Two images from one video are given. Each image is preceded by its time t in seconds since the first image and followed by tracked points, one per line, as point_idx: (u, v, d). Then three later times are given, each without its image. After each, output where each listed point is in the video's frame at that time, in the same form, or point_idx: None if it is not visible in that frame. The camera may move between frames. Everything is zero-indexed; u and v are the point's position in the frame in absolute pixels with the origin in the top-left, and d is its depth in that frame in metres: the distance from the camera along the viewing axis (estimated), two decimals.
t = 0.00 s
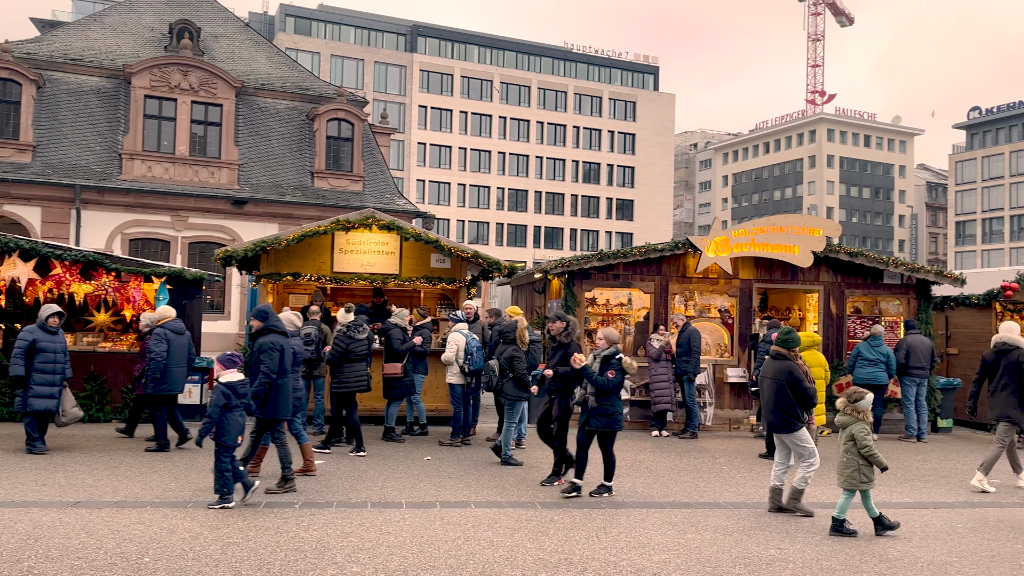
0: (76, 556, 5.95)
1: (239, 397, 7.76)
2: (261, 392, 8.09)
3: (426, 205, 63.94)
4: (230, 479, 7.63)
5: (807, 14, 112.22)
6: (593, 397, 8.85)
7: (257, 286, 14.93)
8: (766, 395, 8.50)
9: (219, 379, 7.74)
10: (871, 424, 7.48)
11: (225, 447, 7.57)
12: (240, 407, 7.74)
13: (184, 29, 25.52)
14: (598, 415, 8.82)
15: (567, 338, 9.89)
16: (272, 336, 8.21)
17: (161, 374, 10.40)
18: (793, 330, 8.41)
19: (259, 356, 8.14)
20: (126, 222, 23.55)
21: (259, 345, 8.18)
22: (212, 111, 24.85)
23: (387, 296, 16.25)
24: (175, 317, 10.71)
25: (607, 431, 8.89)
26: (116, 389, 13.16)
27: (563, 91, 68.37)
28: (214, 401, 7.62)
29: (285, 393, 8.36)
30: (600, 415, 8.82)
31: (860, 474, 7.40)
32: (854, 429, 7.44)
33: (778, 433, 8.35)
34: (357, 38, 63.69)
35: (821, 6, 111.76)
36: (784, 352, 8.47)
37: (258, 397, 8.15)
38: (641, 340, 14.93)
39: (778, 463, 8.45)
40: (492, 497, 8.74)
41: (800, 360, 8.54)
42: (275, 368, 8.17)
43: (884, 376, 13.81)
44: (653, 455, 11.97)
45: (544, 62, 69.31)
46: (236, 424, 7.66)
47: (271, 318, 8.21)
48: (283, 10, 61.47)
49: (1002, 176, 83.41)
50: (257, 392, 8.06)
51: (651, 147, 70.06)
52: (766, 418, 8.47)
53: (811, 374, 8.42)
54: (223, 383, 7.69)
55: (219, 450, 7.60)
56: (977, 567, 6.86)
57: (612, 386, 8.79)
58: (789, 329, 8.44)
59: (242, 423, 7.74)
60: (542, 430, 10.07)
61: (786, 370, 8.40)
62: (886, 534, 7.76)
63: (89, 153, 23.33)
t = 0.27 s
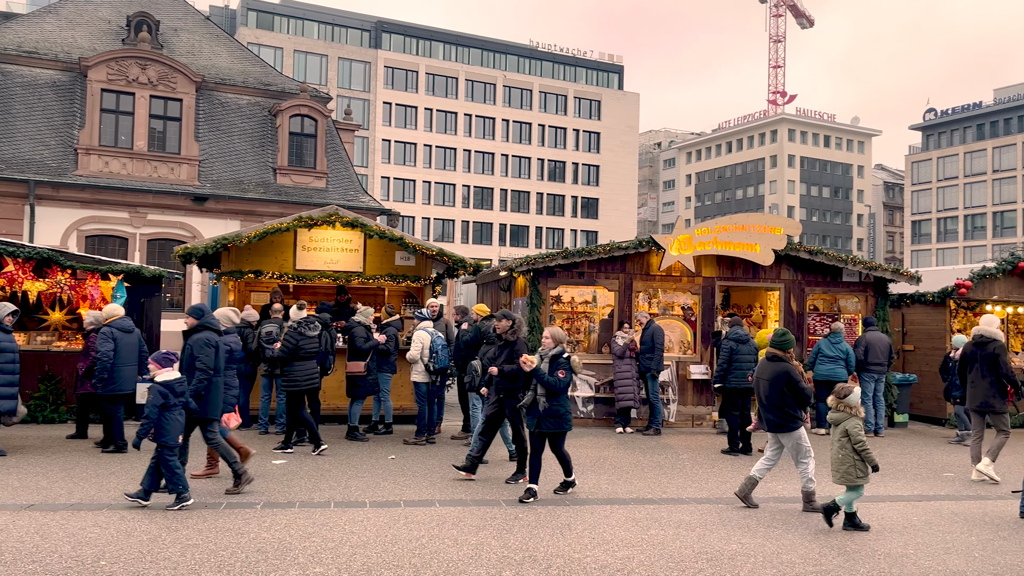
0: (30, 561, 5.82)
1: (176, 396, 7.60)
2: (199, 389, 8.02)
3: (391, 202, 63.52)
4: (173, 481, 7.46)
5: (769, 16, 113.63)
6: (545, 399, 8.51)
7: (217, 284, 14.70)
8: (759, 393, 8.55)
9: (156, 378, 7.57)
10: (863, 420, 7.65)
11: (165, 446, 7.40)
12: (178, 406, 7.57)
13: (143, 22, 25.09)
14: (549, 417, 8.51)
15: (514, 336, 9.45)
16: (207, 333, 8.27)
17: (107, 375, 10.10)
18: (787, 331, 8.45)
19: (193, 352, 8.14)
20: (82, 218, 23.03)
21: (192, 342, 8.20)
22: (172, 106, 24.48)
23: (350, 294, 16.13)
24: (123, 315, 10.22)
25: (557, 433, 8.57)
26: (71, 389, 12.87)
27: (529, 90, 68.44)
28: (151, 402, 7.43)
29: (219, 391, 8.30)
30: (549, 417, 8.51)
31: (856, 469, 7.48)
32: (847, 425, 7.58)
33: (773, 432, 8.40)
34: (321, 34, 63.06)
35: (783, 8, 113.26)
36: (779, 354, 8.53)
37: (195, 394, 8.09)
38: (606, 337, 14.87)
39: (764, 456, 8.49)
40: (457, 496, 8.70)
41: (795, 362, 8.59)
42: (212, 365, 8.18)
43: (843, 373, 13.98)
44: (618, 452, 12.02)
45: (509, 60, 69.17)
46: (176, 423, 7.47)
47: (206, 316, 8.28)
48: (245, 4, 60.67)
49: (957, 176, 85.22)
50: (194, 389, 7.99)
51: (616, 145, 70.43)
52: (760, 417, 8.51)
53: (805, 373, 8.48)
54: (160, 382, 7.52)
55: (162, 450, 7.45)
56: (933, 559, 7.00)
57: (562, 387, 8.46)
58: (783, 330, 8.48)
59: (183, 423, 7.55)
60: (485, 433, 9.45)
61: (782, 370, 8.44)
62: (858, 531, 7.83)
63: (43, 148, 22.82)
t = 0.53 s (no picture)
0: None
1: (104, 398, 7.43)
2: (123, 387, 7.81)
3: (353, 200, 63.05)
4: (96, 483, 7.27)
5: (729, 18, 114.97)
6: (497, 397, 8.36)
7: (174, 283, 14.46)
8: (749, 388, 8.70)
9: (82, 378, 7.41)
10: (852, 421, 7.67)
11: (88, 449, 7.19)
12: (105, 407, 7.40)
13: (96, 15, 24.56)
14: (501, 415, 8.36)
15: (450, 334, 9.25)
16: (137, 329, 8.01)
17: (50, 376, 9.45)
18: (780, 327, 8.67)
19: (120, 348, 7.89)
20: (34, 215, 22.45)
21: (122, 338, 7.95)
22: (127, 100, 24.03)
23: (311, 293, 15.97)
24: (69, 314, 9.74)
25: (507, 432, 8.42)
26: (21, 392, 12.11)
27: (492, 88, 68.38)
28: (79, 402, 7.27)
29: (147, 388, 8.14)
30: (501, 415, 8.36)
31: (842, 467, 7.59)
32: (837, 426, 7.61)
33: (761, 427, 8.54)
34: (282, 29, 62.22)
35: (743, 10, 114.65)
36: (773, 349, 8.70)
37: (119, 391, 7.88)
38: (568, 335, 14.86)
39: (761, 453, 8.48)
40: (418, 496, 8.65)
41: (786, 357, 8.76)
42: (141, 361, 7.91)
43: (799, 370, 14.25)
44: (579, 449, 12.06)
45: (472, 58, 68.96)
46: (100, 425, 7.28)
47: (137, 311, 8.07)
48: None
49: (911, 177, 87.03)
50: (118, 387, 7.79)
51: (578, 145, 70.82)
52: (749, 410, 8.66)
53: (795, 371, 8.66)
54: (86, 383, 7.36)
55: (80, 454, 7.22)
56: (886, 551, 7.14)
57: (513, 384, 8.38)
58: (776, 325, 8.70)
59: (109, 424, 7.38)
60: (423, 431, 9.22)
61: (775, 365, 8.61)
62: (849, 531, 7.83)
63: None
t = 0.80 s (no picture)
0: None
1: (34, 397, 7.29)
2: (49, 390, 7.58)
3: (319, 198, 62.55)
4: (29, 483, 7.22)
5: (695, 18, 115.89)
6: (455, 401, 7.97)
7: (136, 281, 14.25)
8: (742, 390, 8.70)
9: (11, 378, 7.25)
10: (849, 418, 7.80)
11: (18, 450, 7.13)
12: (34, 407, 7.25)
13: (55, 8, 24.10)
14: (457, 420, 7.95)
15: (395, 328, 9.59)
16: (67, 332, 7.74)
17: None
18: (773, 329, 8.65)
19: (48, 352, 7.63)
20: None
21: (51, 341, 7.69)
22: (87, 95, 23.59)
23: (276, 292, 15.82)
24: (19, 313, 9.19)
25: (465, 439, 7.98)
26: None
27: (460, 86, 68.23)
28: (8, 402, 7.13)
29: (80, 394, 7.84)
30: (458, 419, 7.95)
31: (839, 464, 7.70)
32: (832, 421, 7.74)
33: (753, 428, 8.56)
34: (247, 25, 61.48)
35: (709, 10, 115.64)
36: (764, 349, 8.69)
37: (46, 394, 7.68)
38: (537, 334, 14.83)
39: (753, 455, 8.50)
40: (386, 496, 8.61)
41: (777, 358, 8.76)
42: (67, 365, 7.67)
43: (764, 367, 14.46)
44: (548, 448, 12.08)
45: (440, 56, 68.69)
46: (30, 425, 7.18)
47: (67, 313, 7.78)
48: None
49: (872, 177, 88.39)
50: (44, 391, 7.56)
51: (547, 144, 70.99)
52: (741, 413, 8.66)
53: (787, 373, 8.66)
54: (15, 382, 7.21)
55: (6, 453, 7.14)
56: (847, 545, 7.24)
57: (471, 388, 8.00)
58: (769, 328, 8.68)
59: (38, 424, 7.26)
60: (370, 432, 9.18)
61: (766, 366, 8.59)
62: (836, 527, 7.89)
63: None
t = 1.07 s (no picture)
0: None
1: None
2: None
3: (283, 195, 61.93)
4: None
5: (661, 18, 116.66)
6: (411, 398, 7.70)
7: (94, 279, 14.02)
8: (736, 386, 8.81)
9: None
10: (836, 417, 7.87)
11: None
12: None
13: None
14: (414, 418, 7.70)
15: (342, 331, 9.42)
16: None
17: None
18: (762, 325, 8.63)
19: None
20: None
21: None
22: (43, 89, 23.07)
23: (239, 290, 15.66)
24: None
25: (422, 437, 7.77)
26: None
27: (426, 83, 67.99)
28: None
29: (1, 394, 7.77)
30: (414, 416, 7.70)
31: (824, 461, 7.82)
32: (820, 421, 7.83)
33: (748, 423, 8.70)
34: (209, 19, 60.54)
35: (675, 11, 116.52)
36: (752, 345, 8.73)
37: None
38: (502, 332, 14.93)
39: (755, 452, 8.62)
40: (351, 496, 8.56)
41: (767, 353, 8.80)
42: None
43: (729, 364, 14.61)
44: (514, 446, 12.09)
45: (407, 53, 68.24)
46: None
47: None
48: None
49: (834, 178, 89.70)
50: None
51: (514, 142, 71.07)
52: (736, 408, 8.81)
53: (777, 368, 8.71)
54: None
55: None
56: (807, 540, 7.34)
57: (428, 383, 7.75)
58: (758, 323, 8.66)
59: None
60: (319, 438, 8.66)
61: (754, 363, 8.65)
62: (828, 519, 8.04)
63: None
